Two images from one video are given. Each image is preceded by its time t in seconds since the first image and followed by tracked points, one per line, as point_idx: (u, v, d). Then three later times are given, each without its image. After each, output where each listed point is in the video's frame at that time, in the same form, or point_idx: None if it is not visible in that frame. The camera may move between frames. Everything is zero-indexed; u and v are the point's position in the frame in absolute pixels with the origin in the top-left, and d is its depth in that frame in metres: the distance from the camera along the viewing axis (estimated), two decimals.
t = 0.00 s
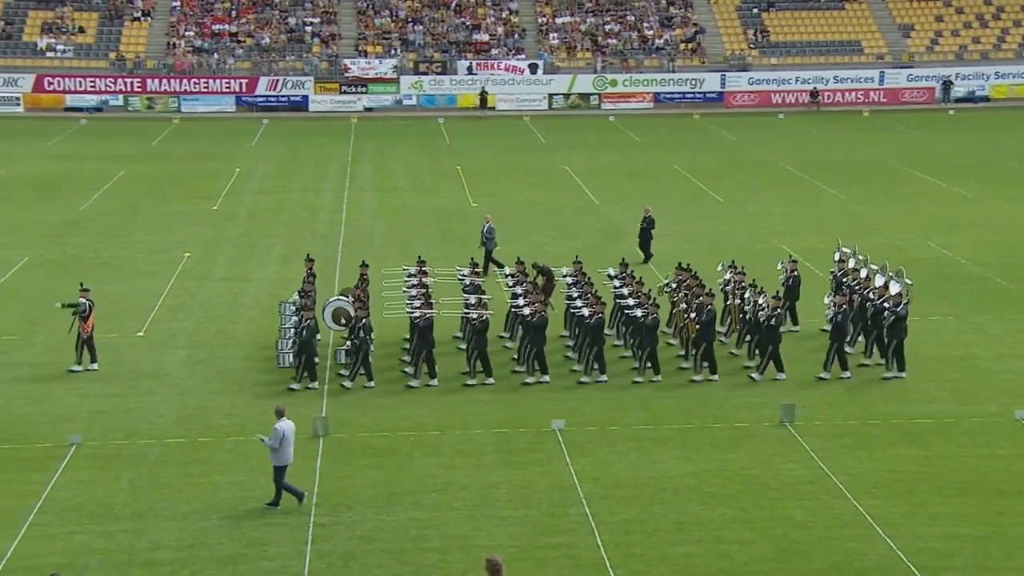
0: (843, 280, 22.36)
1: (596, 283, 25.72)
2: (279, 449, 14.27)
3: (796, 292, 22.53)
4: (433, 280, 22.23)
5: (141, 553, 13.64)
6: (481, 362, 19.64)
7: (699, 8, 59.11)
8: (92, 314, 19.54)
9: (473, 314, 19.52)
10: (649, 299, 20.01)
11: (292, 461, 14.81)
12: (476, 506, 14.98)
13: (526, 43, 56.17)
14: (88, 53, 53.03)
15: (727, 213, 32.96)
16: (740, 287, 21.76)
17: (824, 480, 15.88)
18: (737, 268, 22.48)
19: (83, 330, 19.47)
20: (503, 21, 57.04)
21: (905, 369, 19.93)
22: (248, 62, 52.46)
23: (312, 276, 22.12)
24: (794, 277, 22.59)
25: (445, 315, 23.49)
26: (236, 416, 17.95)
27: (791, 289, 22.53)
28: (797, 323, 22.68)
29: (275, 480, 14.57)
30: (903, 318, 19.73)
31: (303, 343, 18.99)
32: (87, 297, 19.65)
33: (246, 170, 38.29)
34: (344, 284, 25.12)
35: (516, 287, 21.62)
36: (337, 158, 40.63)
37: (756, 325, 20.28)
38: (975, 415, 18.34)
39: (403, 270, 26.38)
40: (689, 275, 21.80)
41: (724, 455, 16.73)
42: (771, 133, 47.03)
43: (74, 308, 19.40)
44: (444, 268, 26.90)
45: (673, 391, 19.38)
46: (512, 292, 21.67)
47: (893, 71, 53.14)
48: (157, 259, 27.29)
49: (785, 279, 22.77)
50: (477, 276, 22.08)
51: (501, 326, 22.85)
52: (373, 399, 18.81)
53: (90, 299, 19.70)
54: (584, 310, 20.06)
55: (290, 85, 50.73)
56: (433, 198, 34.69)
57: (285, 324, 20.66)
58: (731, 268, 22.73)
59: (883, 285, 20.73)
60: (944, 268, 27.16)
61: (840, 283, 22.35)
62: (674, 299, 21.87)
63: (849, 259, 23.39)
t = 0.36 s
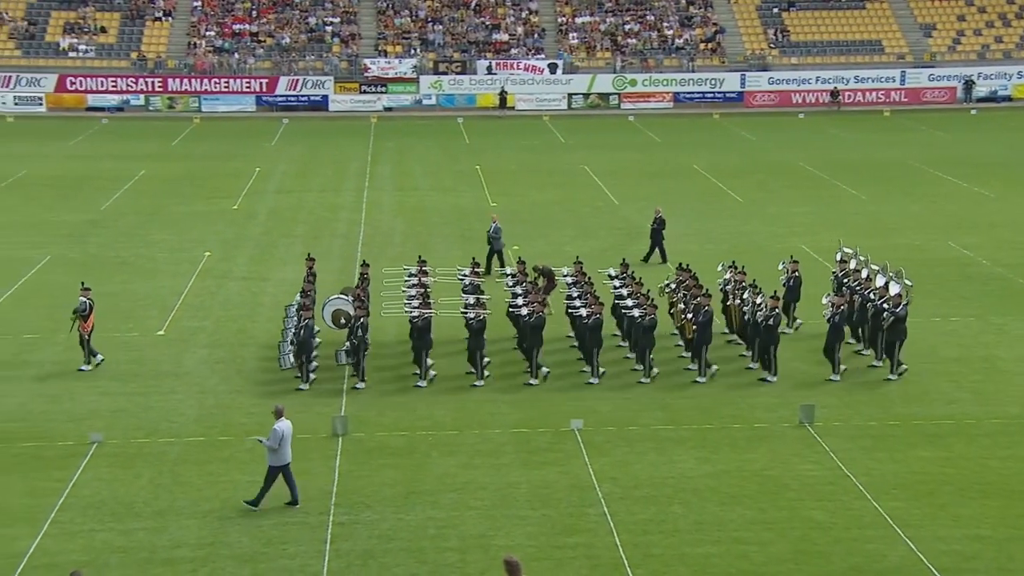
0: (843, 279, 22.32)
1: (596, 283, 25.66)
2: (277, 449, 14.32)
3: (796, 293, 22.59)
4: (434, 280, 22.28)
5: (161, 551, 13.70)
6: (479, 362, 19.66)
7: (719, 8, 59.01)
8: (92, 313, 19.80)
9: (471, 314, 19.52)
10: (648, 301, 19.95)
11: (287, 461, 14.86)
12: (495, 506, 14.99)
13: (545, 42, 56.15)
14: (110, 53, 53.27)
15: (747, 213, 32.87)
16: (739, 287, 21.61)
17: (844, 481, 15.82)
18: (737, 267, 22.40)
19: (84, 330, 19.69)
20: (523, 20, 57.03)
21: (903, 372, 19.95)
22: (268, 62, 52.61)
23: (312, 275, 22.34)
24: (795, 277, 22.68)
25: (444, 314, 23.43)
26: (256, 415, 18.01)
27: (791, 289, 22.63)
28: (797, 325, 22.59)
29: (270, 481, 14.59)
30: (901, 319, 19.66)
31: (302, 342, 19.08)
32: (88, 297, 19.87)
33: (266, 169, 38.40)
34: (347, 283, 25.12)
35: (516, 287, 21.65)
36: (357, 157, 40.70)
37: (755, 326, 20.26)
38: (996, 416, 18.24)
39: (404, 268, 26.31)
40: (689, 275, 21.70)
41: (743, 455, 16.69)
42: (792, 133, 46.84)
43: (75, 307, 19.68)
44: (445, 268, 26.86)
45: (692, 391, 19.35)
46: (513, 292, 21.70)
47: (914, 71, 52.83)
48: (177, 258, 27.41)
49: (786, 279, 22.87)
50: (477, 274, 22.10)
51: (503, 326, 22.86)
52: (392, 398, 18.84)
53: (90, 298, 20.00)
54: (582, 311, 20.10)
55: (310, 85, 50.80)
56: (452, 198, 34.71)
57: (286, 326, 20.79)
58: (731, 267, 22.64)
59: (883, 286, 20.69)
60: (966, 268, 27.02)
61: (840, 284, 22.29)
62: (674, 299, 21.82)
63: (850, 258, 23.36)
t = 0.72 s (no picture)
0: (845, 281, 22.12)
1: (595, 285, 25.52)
2: (270, 450, 14.29)
3: (796, 296, 22.22)
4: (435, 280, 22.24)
5: (181, 549, 13.75)
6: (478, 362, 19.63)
7: (740, 7, 58.86)
8: (94, 312, 19.67)
9: (469, 314, 19.44)
10: (647, 300, 19.74)
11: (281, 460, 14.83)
12: (514, 505, 15.00)
13: (565, 42, 56.10)
14: (132, 52, 53.52)
15: (767, 213, 32.77)
16: (739, 288, 21.40)
17: (864, 482, 15.76)
18: (737, 267, 22.20)
19: (86, 329, 19.59)
20: (542, 20, 57.03)
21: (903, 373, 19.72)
22: (288, 61, 52.75)
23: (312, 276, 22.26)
24: (795, 280, 22.24)
25: (441, 314, 23.32)
26: (276, 414, 18.07)
27: (792, 292, 22.20)
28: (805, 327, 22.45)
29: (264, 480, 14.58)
30: (899, 321, 19.37)
31: (301, 342, 19.01)
32: (89, 296, 19.74)
33: (286, 168, 38.51)
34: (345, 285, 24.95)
35: (516, 287, 21.57)
36: (376, 157, 40.76)
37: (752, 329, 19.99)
38: (1018, 418, 18.12)
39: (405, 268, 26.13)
40: (689, 276, 21.51)
41: (763, 455, 16.64)
42: (812, 133, 46.64)
43: (76, 306, 19.52)
44: (446, 268, 26.78)
45: (711, 391, 19.30)
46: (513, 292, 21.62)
47: (936, 70, 52.49)
48: (197, 257, 27.50)
49: (787, 281, 22.44)
50: (478, 275, 22.06)
51: (503, 326, 22.78)
52: (411, 397, 18.86)
53: (92, 296, 19.85)
54: (581, 311, 19.97)
55: (330, 85, 50.82)
56: (471, 197, 34.72)
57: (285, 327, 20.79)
58: (731, 267, 22.46)
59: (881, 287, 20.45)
60: (988, 269, 26.86)
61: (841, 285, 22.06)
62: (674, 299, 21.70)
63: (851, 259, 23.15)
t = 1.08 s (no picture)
0: (846, 281, 22.08)
1: (596, 285, 25.41)
2: (269, 450, 14.32)
3: (797, 296, 22.25)
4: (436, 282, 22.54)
5: (204, 547, 13.82)
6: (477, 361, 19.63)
7: (763, 6, 58.66)
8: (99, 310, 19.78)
9: (469, 314, 19.44)
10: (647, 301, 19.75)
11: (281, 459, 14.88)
12: (535, 505, 15.00)
13: (587, 41, 56.06)
14: (155, 52, 53.80)
15: (789, 213, 32.67)
16: (740, 289, 21.39)
17: (886, 483, 15.69)
18: (738, 268, 22.17)
19: (91, 327, 19.69)
20: (564, 19, 57.00)
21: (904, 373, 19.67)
22: (311, 61, 52.88)
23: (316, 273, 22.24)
24: (797, 279, 22.26)
25: (441, 314, 23.25)
26: (297, 413, 18.14)
27: (794, 292, 22.24)
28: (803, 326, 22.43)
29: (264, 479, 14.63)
30: (901, 321, 19.38)
31: (302, 342, 19.01)
32: (95, 295, 19.84)
33: (308, 168, 38.62)
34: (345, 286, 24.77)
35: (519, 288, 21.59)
36: (398, 156, 40.84)
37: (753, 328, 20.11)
38: None
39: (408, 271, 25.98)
40: (691, 275, 21.55)
41: (784, 456, 16.60)
42: (835, 132, 46.44)
43: (81, 305, 19.63)
44: (447, 268, 26.67)
45: (732, 391, 19.26)
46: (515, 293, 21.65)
47: (961, 69, 52.15)
48: (220, 256, 27.60)
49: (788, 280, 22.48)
50: (480, 276, 22.22)
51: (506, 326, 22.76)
52: (433, 397, 18.90)
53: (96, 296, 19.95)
54: (582, 311, 20.05)
55: (352, 84, 50.88)
56: (493, 197, 34.74)
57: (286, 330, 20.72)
58: (732, 269, 22.42)
59: (882, 287, 20.45)
60: (1012, 270, 26.68)
61: (844, 286, 22.05)
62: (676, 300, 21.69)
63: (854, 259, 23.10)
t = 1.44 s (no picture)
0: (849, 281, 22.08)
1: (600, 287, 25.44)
2: (267, 445, 14.43)
3: (801, 295, 22.19)
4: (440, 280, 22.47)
5: (227, 545, 13.88)
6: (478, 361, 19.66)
7: (786, 6, 58.43)
8: (102, 309, 19.97)
9: (471, 312, 19.45)
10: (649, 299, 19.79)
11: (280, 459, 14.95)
12: (556, 504, 15.01)
13: (610, 41, 55.97)
14: (180, 52, 54.03)
15: (813, 213, 32.56)
16: (743, 289, 21.36)
17: (910, 485, 15.62)
18: (742, 267, 22.16)
19: (93, 326, 19.89)
20: (587, 19, 56.93)
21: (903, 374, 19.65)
22: (334, 60, 52.97)
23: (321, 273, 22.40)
24: (800, 278, 22.19)
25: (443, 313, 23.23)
26: (320, 412, 18.20)
27: (797, 291, 22.18)
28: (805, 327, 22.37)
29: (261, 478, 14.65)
30: (903, 321, 19.43)
31: (303, 341, 19.21)
32: (100, 294, 20.05)
33: (331, 167, 38.72)
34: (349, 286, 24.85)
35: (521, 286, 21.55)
36: (421, 155, 40.90)
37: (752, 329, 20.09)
38: None
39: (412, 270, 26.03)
40: (694, 276, 21.53)
41: (807, 457, 16.54)
42: (860, 132, 46.19)
43: (84, 303, 19.85)
44: (452, 268, 26.65)
45: (755, 392, 19.20)
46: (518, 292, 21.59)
47: (986, 69, 51.79)
48: (243, 255, 27.71)
49: (791, 281, 22.38)
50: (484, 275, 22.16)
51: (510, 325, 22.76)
52: (455, 396, 18.93)
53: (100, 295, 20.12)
54: (582, 311, 20.04)
55: (375, 83, 50.91)
56: (515, 196, 34.75)
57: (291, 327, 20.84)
58: (736, 268, 22.41)
59: (885, 288, 20.44)
60: None
61: (847, 286, 22.00)
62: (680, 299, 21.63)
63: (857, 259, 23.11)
